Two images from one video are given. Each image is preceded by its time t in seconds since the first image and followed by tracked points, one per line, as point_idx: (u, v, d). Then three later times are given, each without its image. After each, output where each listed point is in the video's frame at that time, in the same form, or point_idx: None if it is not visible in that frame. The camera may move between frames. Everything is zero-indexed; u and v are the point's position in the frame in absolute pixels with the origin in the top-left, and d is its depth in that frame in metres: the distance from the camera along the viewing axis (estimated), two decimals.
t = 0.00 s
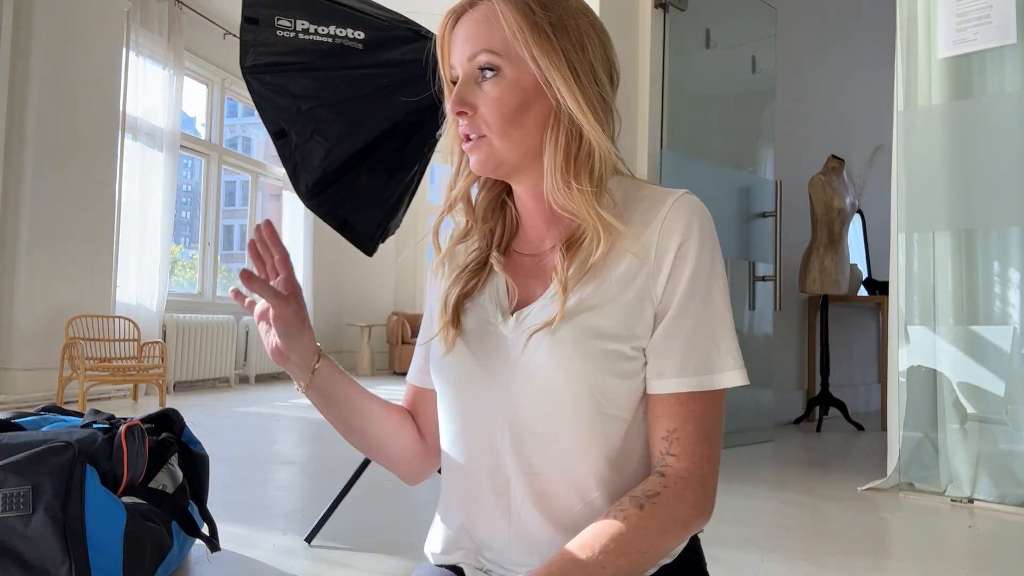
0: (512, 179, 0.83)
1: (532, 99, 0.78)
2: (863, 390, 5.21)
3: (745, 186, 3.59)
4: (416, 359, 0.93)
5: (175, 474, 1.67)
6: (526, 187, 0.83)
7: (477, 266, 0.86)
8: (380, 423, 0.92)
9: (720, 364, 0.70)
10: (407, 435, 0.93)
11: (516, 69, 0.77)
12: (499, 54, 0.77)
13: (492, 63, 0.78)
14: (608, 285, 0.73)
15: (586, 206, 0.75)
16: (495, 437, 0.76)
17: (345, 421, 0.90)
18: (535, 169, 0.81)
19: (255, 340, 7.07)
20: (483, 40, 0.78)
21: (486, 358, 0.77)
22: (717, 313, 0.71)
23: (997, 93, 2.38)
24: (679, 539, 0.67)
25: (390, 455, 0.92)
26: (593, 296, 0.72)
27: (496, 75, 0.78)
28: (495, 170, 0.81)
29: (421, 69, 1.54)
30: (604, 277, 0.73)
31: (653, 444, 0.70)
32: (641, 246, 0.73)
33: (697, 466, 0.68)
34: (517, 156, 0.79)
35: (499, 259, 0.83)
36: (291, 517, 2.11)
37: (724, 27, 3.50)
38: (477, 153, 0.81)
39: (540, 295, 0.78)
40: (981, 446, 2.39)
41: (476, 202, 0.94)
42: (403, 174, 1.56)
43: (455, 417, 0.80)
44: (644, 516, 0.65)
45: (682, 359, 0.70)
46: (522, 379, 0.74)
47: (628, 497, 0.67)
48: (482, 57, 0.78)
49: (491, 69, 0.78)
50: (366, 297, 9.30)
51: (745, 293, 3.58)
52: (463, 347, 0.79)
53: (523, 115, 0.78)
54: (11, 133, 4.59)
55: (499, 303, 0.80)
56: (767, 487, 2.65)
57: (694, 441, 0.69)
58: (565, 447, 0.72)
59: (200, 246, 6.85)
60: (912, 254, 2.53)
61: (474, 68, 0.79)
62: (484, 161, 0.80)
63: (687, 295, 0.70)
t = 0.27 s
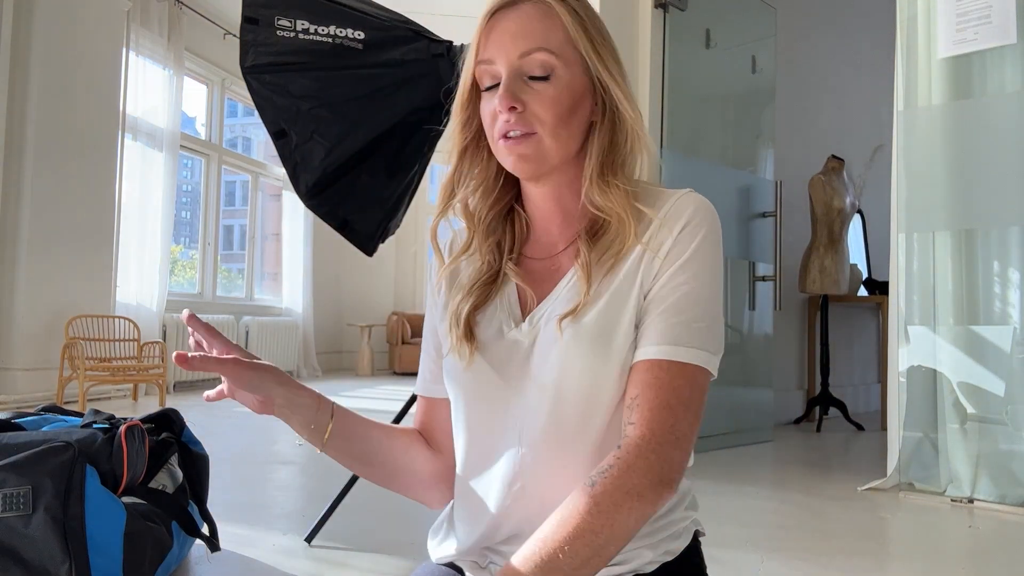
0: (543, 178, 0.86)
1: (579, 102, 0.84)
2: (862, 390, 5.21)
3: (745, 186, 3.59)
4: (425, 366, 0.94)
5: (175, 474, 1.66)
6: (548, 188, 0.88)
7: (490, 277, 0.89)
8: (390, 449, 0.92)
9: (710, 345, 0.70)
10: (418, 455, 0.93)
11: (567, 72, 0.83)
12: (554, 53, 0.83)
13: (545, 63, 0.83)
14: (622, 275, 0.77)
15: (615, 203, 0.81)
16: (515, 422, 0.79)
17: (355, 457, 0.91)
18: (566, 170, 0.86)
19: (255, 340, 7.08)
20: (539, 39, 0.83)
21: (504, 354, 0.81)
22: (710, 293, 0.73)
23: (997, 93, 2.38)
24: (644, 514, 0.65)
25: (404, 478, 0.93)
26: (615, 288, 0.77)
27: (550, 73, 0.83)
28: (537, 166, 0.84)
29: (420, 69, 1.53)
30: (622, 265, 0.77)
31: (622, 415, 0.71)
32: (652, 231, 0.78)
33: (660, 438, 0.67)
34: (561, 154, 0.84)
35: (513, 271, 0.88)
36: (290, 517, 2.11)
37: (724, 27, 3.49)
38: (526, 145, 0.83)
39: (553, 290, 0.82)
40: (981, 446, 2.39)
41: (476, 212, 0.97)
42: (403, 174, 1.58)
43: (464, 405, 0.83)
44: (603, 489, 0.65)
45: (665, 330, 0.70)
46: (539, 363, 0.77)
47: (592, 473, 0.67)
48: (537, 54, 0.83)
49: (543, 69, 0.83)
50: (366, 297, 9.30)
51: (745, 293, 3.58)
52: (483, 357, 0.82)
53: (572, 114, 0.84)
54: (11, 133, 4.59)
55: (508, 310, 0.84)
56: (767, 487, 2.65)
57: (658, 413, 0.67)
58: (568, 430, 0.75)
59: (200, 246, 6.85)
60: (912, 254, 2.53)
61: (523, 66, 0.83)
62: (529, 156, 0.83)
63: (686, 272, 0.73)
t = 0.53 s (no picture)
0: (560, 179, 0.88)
1: (599, 105, 0.88)
2: (862, 390, 5.21)
3: (745, 186, 3.59)
4: (426, 364, 0.94)
5: (175, 474, 1.66)
6: (556, 189, 0.90)
7: (491, 282, 0.89)
8: (400, 444, 0.92)
9: (689, 347, 0.72)
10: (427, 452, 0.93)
11: (590, 75, 0.87)
12: (580, 56, 0.86)
13: (570, 64, 0.86)
14: (618, 272, 0.79)
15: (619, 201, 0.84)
16: (514, 417, 0.80)
17: (366, 449, 0.90)
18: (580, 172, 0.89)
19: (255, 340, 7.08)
20: (566, 41, 0.86)
21: (502, 357, 0.82)
22: (700, 293, 0.73)
23: (997, 93, 2.38)
24: (610, 515, 0.67)
25: (411, 476, 0.91)
26: (614, 281, 0.78)
27: (575, 75, 0.86)
28: (562, 166, 0.86)
29: (420, 69, 1.53)
30: (623, 259, 0.79)
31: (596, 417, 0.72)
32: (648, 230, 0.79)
33: (621, 441, 0.68)
34: (584, 153, 0.86)
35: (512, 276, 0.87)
36: (290, 517, 2.11)
37: (724, 27, 3.50)
38: (553, 143, 0.85)
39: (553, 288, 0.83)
40: (981, 446, 2.39)
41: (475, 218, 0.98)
42: (403, 174, 1.57)
43: (460, 406, 0.84)
44: (568, 494, 0.67)
45: (645, 332, 0.71)
46: (538, 360, 0.78)
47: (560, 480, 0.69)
48: (564, 56, 0.86)
49: (570, 70, 0.86)
50: (366, 297, 9.30)
51: (745, 293, 3.59)
52: (481, 365, 0.83)
53: (594, 116, 0.87)
54: (11, 133, 4.60)
55: (508, 314, 0.85)
56: (767, 487, 2.65)
57: (624, 417, 0.69)
58: (561, 428, 0.76)
59: (200, 246, 6.85)
60: (912, 254, 2.53)
61: (549, 66, 0.86)
62: (557, 155, 0.85)
63: (671, 273, 0.74)
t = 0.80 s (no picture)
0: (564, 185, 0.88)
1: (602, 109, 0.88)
2: (862, 390, 5.21)
3: (745, 186, 3.59)
4: (428, 367, 0.95)
5: (175, 474, 1.66)
6: (560, 195, 0.90)
7: (495, 289, 0.88)
8: (407, 453, 0.91)
9: (693, 351, 0.72)
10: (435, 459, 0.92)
11: (595, 81, 0.87)
12: (583, 62, 0.86)
13: (574, 70, 0.86)
14: (622, 278, 0.79)
15: (622, 207, 0.84)
16: (519, 424, 0.80)
17: (375, 458, 0.90)
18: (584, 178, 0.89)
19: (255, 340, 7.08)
20: (569, 47, 0.86)
21: (507, 361, 0.81)
22: (704, 296, 0.74)
23: (997, 92, 2.38)
24: (615, 519, 0.67)
25: (420, 484, 0.91)
26: (619, 287, 0.78)
27: (578, 80, 0.86)
28: (568, 174, 0.86)
29: (420, 69, 1.53)
30: (627, 264, 0.79)
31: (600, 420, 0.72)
32: (653, 235, 0.80)
33: (627, 445, 0.68)
34: (589, 161, 0.87)
35: (516, 282, 0.87)
36: (290, 517, 2.11)
37: (724, 27, 3.50)
38: (558, 151, 0.85)
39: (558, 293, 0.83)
40: (982, 446, 2.39)
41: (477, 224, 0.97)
42: (402, 174, 1.57)
43: (464, 412, 0.84)
44: (574, 496, 0.67)
45: (651, 336, 0.71)
46: (544, 369, 0.78)
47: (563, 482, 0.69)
48: (567, 62, 0.86)
49: (573, 77, 0.86)
50: (366, 297, 9.29)
51: (745, 293, 3.59)
52: (486, 370, 0.82)
53: (598, 122, 0.87)
54: (11, 133, 4.60)
55: (512, 321, 0.85)
56: (767, 486, 2.65)
57: (630, 420, 0.69)
58: (566, 433, 0.77)
59: (200, 246, 6.85)
60: (912, 254, 2.53)
61: (552, 72, 0.86)
62: (563, 164, 0.85)
63: (676, 278, 0.74)
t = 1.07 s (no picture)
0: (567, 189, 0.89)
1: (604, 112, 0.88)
2: (862, 390, 5.21)
3: (745, 186, 3.59)
4: (428, 367, 0.95)
5: (175, 474, 1.66)
6: (561, 198, 0.90)
7: (497, 292, 0.88)
8: (408, 453, 0.91)
9: (694, 352, 0.72)
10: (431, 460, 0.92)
11: (597, 84, 0.87)
12: (585, 65, 0.86)
13: (575, 73, 0.86)
14: (623, 279, 0.79)
15: (623, 209, 0.84)
16: (520, 426, 0.80)
17: (374, 458, 0.91)
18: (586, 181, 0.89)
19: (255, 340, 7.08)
20: (571, 51, 0.86)
21: (508, 363, 0.81)
22: (706, 297, 0.74)
23: (997, 93, 2.38)
24: (615, 521, 0.67)
25: (416, 484, 0.91)
26: (622, 288, 0.78)
27: (580, 84, 0.86)
28: (570, 177, 0.86)
29: (420, 69, 1.53)
30: (629, 266, 0.79)
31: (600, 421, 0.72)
32: (655, 237, 0.79)
33: (628, 447, 0.68)
34: (592, 165, 0.87)
35: (517, 285, 0.87)
36: (290, 517, 2.11)
37: (724, 27, 3.50)
38: (562, 156, 0.85)
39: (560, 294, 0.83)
40: (982, 446, 2.39)
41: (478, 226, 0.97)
42: (402, 174, 1.57)
43: (466, 413, 0.84)
44: (574, 497, 0.67)
45: (652, 337, 0.71)
46: (546, 371, 0.78)
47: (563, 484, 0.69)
48: (569, 66, 0.86)
49: (576, 80, 0.86)
50: (366, 297, 9.29)
51: (745, 293, 3.59)
52: (487, 372, 0.82)
53: (600, 125, 0.87)
54: (11, 133, 4.59)
55: (513, 324, 0.85)
56: (767, 487, 2.65)
57: (631, 421, 0.69)
58: (567, 434, 0.77)
59: (200, 246, 6.85)
60: (912, 254, 2.53)
61: (554, 76, 0.86)
62: (566, 169, 0.86)
63: (678, 280, 0.74)
